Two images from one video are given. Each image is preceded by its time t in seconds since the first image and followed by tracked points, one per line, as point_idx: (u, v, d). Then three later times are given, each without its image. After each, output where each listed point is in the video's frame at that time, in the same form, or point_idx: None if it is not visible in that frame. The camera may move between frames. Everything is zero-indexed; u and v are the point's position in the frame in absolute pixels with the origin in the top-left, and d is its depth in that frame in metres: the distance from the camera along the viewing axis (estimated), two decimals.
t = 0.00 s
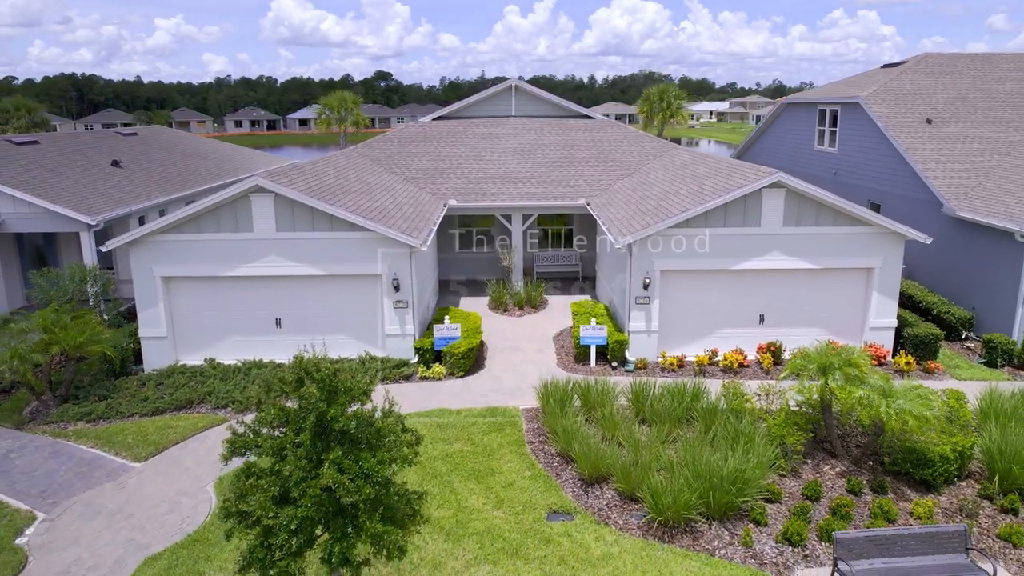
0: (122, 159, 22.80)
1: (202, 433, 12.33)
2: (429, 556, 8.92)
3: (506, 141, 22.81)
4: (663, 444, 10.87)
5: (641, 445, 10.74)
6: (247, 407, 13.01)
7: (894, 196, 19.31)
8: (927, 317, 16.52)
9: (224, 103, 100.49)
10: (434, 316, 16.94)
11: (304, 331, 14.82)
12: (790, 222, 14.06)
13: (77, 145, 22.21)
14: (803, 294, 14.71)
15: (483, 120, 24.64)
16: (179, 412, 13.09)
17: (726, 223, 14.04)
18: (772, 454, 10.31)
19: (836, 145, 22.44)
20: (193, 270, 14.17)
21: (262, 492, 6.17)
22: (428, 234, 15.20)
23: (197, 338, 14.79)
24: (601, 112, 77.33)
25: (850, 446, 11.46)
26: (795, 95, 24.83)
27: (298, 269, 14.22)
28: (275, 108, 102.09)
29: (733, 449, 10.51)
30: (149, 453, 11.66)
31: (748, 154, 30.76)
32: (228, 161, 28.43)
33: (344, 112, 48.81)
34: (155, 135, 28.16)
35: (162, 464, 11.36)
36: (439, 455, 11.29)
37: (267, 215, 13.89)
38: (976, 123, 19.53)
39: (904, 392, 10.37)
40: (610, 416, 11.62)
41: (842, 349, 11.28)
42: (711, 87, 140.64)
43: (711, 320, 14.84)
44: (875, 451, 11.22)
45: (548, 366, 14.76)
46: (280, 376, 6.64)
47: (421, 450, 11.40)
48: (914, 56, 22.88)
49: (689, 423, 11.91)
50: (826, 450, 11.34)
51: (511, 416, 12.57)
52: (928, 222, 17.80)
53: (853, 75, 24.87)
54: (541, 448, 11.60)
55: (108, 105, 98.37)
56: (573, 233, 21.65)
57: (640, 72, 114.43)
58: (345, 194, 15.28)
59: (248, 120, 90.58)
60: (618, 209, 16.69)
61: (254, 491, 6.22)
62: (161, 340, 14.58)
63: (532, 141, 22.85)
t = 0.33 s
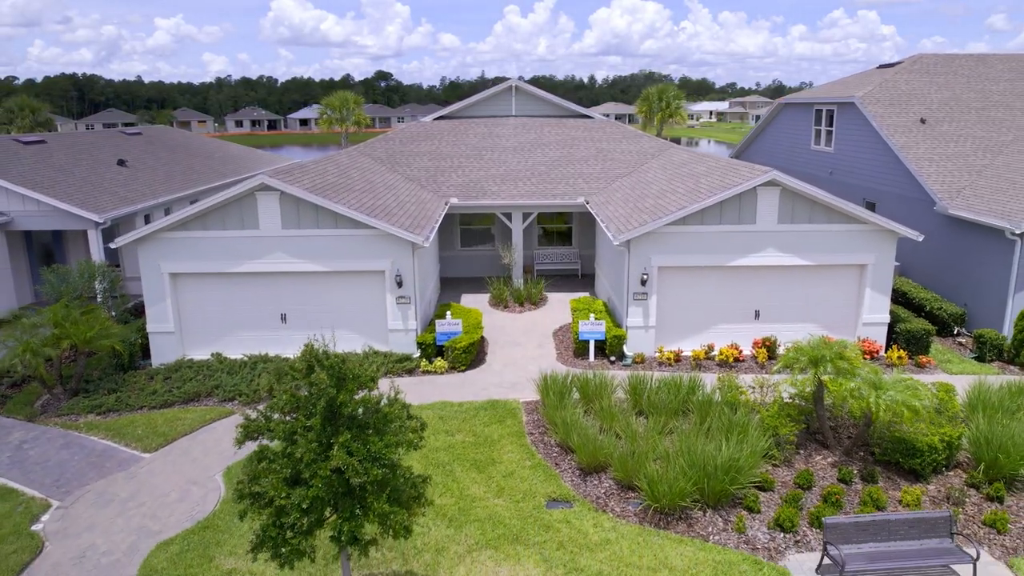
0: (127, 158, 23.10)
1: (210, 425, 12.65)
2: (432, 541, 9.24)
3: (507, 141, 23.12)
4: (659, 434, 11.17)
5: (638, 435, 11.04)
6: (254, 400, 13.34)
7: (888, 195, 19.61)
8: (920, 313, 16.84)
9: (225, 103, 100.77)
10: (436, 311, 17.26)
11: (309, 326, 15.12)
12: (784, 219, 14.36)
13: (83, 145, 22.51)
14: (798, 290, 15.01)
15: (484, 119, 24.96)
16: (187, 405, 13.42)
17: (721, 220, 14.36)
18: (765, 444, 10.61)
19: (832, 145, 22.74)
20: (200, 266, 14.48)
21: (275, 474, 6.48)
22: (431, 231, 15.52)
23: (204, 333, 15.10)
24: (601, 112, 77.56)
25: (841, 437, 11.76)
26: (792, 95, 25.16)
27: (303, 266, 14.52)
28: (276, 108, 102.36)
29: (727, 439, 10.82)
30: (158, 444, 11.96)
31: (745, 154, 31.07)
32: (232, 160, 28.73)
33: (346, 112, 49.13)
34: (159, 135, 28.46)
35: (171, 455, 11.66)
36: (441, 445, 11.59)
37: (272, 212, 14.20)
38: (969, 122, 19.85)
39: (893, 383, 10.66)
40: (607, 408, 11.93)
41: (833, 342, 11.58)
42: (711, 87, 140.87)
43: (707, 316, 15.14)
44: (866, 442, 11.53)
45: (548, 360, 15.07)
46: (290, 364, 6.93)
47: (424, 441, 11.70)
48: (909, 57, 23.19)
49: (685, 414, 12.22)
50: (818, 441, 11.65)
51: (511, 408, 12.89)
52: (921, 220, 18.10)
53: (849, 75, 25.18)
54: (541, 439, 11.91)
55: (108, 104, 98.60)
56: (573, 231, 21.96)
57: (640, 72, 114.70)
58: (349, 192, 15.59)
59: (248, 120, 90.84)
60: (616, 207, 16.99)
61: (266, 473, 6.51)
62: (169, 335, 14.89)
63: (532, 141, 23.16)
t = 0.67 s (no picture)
0: (133, 157, 23.44)
1: (218, 417, 12.98)
2: (436, 527, 9.56)
3: (508, 140, 23.46)
4: (656, 424, 11.49)
5: (635, 426, 11.36)
6: (260, 393, 13.68)
7: (883, 193, 19.92)
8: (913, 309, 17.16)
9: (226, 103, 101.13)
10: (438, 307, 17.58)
11: (313, 321, 15.44)
12: (779, 217, 14.68)
13: (89, 144, 22.84)
14: (794, 286, 15.31)
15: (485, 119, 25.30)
16: (195, 398, 13.75)
17: (717, 218, 14.68)
18: (759, 433, 10.93)
19: (828, 144, 23.06)
20: (208, 262, 14.79)
21: (287, 456, 6.79)
22: (433, 228, 15.85)
23: (210, 328, 15.41)
24: (601, 112, 77.86)
25: (834, 428, 12.09)
26: (789, 95, 25.48)
27: (308, 262, 14.84)
28: (277, 108, 102.74)
29: (722, 429, 11.14)
30: (169, 435, 12.30)
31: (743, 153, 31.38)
32: (235, 159, 29.08)
33: (348, 112, 49.51)
34: (163, 134, 28.79)
35: (181, 445, 11.99)
36: (444, 436, 11.92)
37: (278, 210, 14.52)
38: (962, 122, 20.17)
39: (883, 375, 10.98)
40: (606, 400, 12.25)
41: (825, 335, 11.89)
42: (711, 87, 141.13)
43: (704, 312, 15.46)
44: (858, 433, 11.86)
45: (548, 355, 15.39)
46: (301, 351, 7.25)
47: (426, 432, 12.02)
48: (904, 57, 23.52)
49: (682, 406, 12.54)
50: (811, 432, 11.98)
51: (512, 400, 13.22)
52: (915, 218, 18.42)
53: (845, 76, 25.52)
54: (541, 430, 12.23)
55: (109, 104, 98.85)
56: (573, 229, 22.29)
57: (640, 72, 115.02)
58: (353, 190, 15.91)
59: (249, 120, 91.14)
60: (615, 205, 17.32)
61: (280, 455, 6.83)
62: (176, 330, 15.20)
63: (533, 140, 23.49)
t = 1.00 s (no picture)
0: (139, 156, 23.75)
1: (226, 409, 13.30)
2: (440, 513, 9.88)
3: (509, 140, 23.78)
4: (654, 415, 11.80)
5: (633, 417, 11.68)
6: (267, 386, 14.02)
7: (878, 192, 20.23)
8: (906, 305, 17.47)
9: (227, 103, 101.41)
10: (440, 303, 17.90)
11: (318, 316, 15.76)
12: (775, 214, 14.99)
13: (96, 143, 23.14)
14: (789, 282, 15.62)
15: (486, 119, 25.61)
16: (203, 391, 14.08)
17: (714, 215, 14.99)
18: (753, 424, 11.25)
19: (825, 144, 23.37)
20: (215, 259, 15.11)
21: (299, 440, 7.10)
22: (436, 226, 16.16)
23: (217, 324, 15.73)
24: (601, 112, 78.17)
25: (826, 419, 12.41)
26: (786, 95, 25.80)
27: (313, 259, 15.16)
28: (278, 108, 103.07)
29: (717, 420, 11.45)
30: (179, 426, 12.63)
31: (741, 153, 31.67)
32: (239, 158, 29.39)
33: (350, 112, 49.82)
34: (168, 133, 29.11)
35: (191, 436, 12.31)
36: (446, 427, 12.23)
37: (285, 208, 14.84)
38: (956, 122, 20.50)
39: (874, 367, 11.29)
40: (604, 392, 12.57)
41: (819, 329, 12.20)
42: (711, 87, 141.42)
43: (701, 307, 15.78)
44: (850, 424, 12.19)
45: (548, 349, 15.71)
46: (312, 340, 7.56)
47: (429, 424, 12.34)
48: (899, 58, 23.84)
49: (679, 398, 12.85)
50: (805, 424, 12.30)
51: (513, 393, 13.54)
52: (909, 216, 18.73)
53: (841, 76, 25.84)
54: (541, 422, 12.55)
55: (111, 104, 99.06)
56: (573, 228, 22.62)
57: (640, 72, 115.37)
58: (357, 188, 16.23)
59: (250, 119, 91.44)
60: (614, 203, 17.64)
61: (292, 439, 7.14)
62: (184, 325, 15.52)
63: (533, 139, 23.81)
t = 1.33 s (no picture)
0: (144, 155, 24.07)
1: (234, 402, 13.62)
2: (444, 500, 10.21)
3: (509, 139, 24.09)
4: (651, 407, 12.12)
5: (631, 408, 12.00)
6: (274, 380, 14.35)
7: (873, 190, 20.56)
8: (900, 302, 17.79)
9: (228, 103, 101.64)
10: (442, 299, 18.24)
11: (323, 312, 16.09)
12: (770, 212, 15.31)
13: (102, 142, 23.45)
14: (785, 279, 15.94)
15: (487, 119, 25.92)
16: (211, 384, 14.41)
17: (711, 213, 15.30)
18: (748, 415, 11.56)
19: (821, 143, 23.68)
20: (223, 256, 15.43)
21: (310, 427, 7.42)
22: (438, 224, 16.50)
23: (224, 319, 16.05)
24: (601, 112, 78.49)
25: (820, 411, 12.73)
26: (783, 95, 26.13)
27: (319, 256, 15.48)
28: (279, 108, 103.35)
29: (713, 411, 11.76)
30: (189, 418, 12.95)
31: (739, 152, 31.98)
32: (242, 157, 29.70)
33: (352, 112, 50.11)
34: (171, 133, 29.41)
35: (200, 428, 12.63)
36: (449, 419, 12.55)
37: (290, 206, 15.16)
38: (950, 121, 20.82)
39: (866, 360, 11.60)
40: (603, 385, 12.89)
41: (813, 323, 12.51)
42: (711, 87, 141.75)
43: (699, 303, 16.11)
44: (843, 416, 12.51)
45: (548, 344, 16.03)
46: (322, 331, 7.86)
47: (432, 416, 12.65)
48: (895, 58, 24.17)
49: (676, 391, 13.17)
50: (799, 416, 12.62)
51: (514, 387, 13.86)
52: (903, 214, 19.06)
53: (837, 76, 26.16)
54: (542, 414, 12.87)
55: (112, 104, 99.22)
56: (572, 226, 22.94)
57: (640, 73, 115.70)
58: (361, 187, 16.55)
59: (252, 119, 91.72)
60: (613, 202, 17.96)
61: (303, 425, 7.45)
62: (192, 321, 15.85)
63: (534, 139, 24.13)
